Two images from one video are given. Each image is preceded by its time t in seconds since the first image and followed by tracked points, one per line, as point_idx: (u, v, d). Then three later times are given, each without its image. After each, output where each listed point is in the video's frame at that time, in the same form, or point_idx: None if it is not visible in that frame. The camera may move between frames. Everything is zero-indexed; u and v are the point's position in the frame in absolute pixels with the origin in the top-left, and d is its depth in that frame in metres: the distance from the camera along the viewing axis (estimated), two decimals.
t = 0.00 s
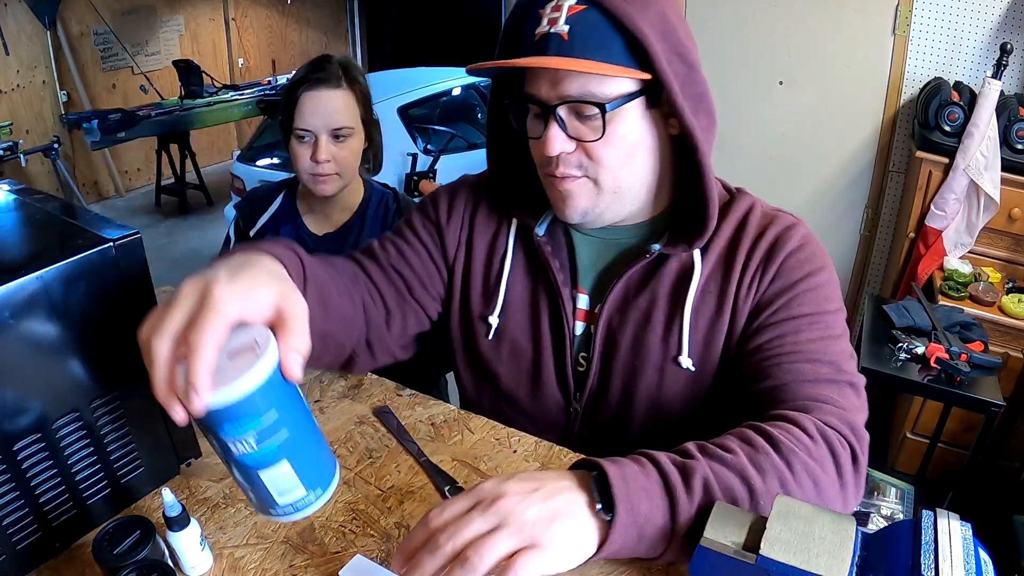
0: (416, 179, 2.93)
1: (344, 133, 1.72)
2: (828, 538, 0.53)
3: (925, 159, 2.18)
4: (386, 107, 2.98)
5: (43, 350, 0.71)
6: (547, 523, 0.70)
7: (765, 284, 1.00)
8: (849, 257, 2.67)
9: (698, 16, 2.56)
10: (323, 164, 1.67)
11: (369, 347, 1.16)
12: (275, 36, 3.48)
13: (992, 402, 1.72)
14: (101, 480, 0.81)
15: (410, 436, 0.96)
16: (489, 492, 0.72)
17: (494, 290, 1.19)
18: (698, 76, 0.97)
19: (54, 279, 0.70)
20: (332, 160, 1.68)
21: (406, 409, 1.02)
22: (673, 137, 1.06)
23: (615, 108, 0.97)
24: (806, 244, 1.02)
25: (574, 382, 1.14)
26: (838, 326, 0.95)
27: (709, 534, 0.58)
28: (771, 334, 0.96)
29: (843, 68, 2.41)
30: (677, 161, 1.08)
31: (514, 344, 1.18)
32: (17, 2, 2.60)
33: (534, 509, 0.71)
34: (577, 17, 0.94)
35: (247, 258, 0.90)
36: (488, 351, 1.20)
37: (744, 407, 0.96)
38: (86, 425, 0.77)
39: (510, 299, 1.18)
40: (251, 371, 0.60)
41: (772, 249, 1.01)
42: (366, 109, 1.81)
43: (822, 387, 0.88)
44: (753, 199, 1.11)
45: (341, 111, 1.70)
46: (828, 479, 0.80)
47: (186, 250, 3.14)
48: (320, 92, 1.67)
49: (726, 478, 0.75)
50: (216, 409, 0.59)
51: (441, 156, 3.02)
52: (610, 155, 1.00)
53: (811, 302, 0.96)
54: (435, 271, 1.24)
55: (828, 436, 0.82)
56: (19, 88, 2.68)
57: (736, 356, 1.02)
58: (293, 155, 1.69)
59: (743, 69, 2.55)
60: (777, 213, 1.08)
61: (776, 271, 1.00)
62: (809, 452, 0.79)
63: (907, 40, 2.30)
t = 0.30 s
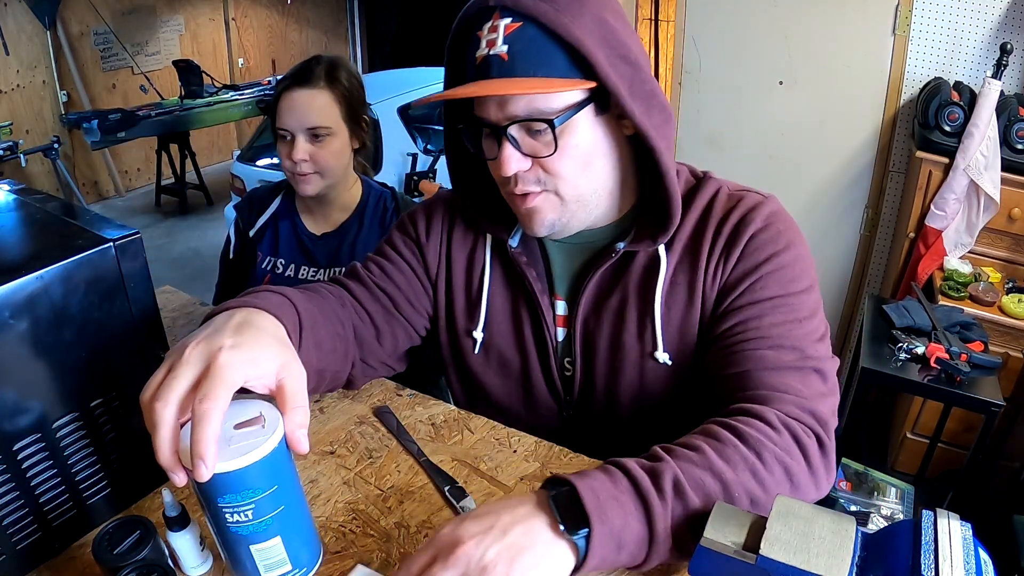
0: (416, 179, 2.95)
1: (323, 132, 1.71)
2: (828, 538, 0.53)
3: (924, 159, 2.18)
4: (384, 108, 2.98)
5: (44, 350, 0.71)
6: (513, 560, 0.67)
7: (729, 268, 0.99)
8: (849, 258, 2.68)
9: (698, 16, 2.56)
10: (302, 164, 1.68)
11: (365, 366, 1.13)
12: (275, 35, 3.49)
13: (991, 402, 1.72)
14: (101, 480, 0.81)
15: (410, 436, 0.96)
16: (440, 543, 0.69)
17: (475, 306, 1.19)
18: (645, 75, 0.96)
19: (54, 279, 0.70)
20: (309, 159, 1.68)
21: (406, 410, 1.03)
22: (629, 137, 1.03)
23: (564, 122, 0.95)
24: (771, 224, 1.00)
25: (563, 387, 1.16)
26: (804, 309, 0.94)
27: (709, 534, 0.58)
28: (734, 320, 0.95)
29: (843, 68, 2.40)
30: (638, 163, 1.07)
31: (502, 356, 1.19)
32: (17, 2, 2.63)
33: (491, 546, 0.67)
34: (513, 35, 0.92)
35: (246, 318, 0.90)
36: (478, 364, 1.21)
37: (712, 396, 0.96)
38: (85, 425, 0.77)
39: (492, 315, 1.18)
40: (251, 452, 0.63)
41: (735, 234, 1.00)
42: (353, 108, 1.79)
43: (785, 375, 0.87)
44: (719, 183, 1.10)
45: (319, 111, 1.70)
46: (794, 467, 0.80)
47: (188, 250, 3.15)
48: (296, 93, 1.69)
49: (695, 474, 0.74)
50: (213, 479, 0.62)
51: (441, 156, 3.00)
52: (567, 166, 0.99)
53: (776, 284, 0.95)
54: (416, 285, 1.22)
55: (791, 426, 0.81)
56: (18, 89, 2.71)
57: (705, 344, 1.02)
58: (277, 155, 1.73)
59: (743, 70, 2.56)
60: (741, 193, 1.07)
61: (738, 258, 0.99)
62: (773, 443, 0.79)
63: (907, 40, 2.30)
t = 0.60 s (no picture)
0: (416, 179, 2.99)
1: (313, 132, 1.70)
2: (828, 537, 0.53)
3: (924, 159, 2.18)
4: (384, 107, 2.97)
5: (44, 349, 0.71)
6: (537, 536, 0.67)
7: (735, 285, 0.98)
8: (849, 258, 2.68)
9: (698, 16, 2.56)
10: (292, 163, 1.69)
11: (368, 366, 1.13)
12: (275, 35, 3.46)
13: (990, 402, 1.72)
14: (101, 480, 0.81)
15: (410, 436, 0.96)
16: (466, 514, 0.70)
17: (473, 311, 1.20)
18: (649, 81, 0.96)
19: (54, 278, 0.70)
20: (300, 159, 1.69)
21: (406, 410, 1.03)
22: (630, 141, 1.03)
23: (569, 129, 0.95)
24: (778, 237, 0.99)
25: (560, 392, 1.16)
26: (814, 323, 0.93)
27: (709, 534, 0.58)
28: (744, 339, 0.94)
29: (842, 68, 2.41)
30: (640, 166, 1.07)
31: (499, 356, 1.19)
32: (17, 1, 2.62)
33: (515, 519, 0.68)
34: (518, 41, 0.91)
35: (257, 334, 0.89)
36: (477, 366, 1.22)
37: (721, 408, 0.96)
38: (85, 425, 0.77)
39: (490, 319, 1.18)
40: (275, 474, 0.62)
41: (741, 249, 0.99)
42: (347, 106, 1.78)
43: (801, 391, 0.86)
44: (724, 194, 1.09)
45: (309, 111, 1.69)
46: (814, 479, 0.79)
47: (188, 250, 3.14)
48: (287, 93, 1.69)
49: (712, 473, 0.74)
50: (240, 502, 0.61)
51: (441, 156, 3.03)
52: (571, 171, 0.99)
53: (785, 301, 0.94)
54: (416, 284, 1.22)
55: (812, 439, 0.81)
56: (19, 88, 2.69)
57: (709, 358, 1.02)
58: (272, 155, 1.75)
59: (743, 69, 2.56)
60: (747, 205, 1.06)
61: (743, 277, 0.98)
62: (792, 451, 0.79)
63: (907, 40, 2.30)
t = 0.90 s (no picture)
0: (417, 179, 2.97)
1: (301, 131, 1.70)
2: (828, 538, 0.53)
3: (924, 159, 2.18)
4: (384, 107, 2.95)
5: (44, 350, 0.71)
6: (486, 515, 0.66)
7: (739, 263, 0.99)
8: (849, 258, 2.68)
9: (697, 16, 2.56)
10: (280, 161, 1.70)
11: (378, 358, 1.18)
12: (275, 34, 3.49)
13: (991, 402, 1.72)
14: (101, 480, 0.81)
15: (410, 437, 0.96)
16: (425, 471, 0.68)
17: (484, 293, 1.19)
18: (679, 73, 0.97)
19: (54, 278, 0.70)
20: (288, 157, 1.69)
21: (406, 410, 1.03)
22: (657, 134, 1.04)
23: (603, 113, 0.96)
24: (781, 223, 1.01)
25: (567, 381, 1.15)
26: (812, 304, 0.93)
27: (709, 534, 0.58)
28: (743, 310, 0.94)
29: (842, 68, 2.40)
30: (663, 158, 1.08)
31: (507, 344, 1.18)
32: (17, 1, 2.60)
33: (473, 494, 0.67)
34: (556, 22, 0.92)
35: (287, 342, 0.92)
36: (483, 352, 1.21)
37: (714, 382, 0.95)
38: (85, 425, 0.77)
39: (499, 305, 1.18)
40: (290, 491, 0.61)
41: (745, 232, 1.01)
42: (339, 104, 1.77)
43: (787, 364, 0.85)
44: (734, 185, 1.10)
45: (297, 110, 1.69)
46: (793, 454, 0.78)
47: (188, 250, 3.14)
48: (277, 92, 1.70)
49: (681, 452, 0.73)
50: (253, 509, 0.61)
51: (441, 156, 3.03)
52: (599, 157, 0.99)
53: (783, 279, 0.95)
54: (434, 275, 1.23)
55: (792, 412, 0.80)
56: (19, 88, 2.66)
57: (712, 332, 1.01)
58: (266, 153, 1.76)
59: (743, 68, 2.56)
60: (755, 195, 1.08)
61: (748, 254, 0.99)
62: (771, 427, 0.77)
63: (907, 40, 2.30)
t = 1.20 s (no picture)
0: (416, 180, 2.94)
1: (294, 129, 1.70)
2: (828, 538, 0.53)
3: (924, 159, 2.18)
4: (384, 107, 2.92)
5: (44, 350, 0.71)
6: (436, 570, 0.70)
7: (724, 276, 0.98)
8: (849, 258, 2.68)
9: (697, 16, 2.56)
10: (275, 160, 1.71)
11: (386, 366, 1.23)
12: (275, 34, 3.50)
13: (990, 402, 1.72)
14: (101, 480, 0.81)
15: (410, 437, 0.96)
16: (389, 515, 0.70)
17: (477, 299, 1.20)
18: (673, 89, 0.96)
19: (54, 279, 0.70)
20: (281, 156, 1.70)
21: (406, 409, 1.03)
22: (649, 149, 1.03)
23: (588, 134, 0.95)
24: (774, 236, 0.99)
25: (558, 389, 1.17)
26: (800, 322, 0.91)
27: (709, 534, 0.58)
28: (725, 324, 0.93)
29: (842, 68, 2.40)
30: (655, 172, 1.07)
31: (499, 351, 1.20)
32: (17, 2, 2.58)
33: (427, 550, 0.70)
34: (543, 38, 0.91)
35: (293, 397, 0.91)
36: (478, 356, 1.22)
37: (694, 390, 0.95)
38: (86, 425, 0.77)
39: (493, 308, 1.19)
40: (285, 493, 0.61)
41: (735, 245, 0.99)
42: (335, 100, 1.77)
43: (766, 386, 0.84)
44: (730, 194, 1.08)
45: (291, 108, 1.69)
46: (761, 488, 0.78)
47: (188, 250, 3.14)
48: (271, 91, 1.71)
49: (642, 499, 0.74)
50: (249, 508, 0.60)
51: (441, 156, 3.04)
52: (587, 175, 0.98)
53: (768, 295, 0.93)
54: (429, 277, 1.24)
55: (764, 445, 0.79)
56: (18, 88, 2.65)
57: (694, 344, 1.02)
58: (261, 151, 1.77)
59: (743, 68, 2.55)
60: (751, 206, 1.06)
61: (734, 267, 0.97)
62: (740, 463, 0.77)
63: (907, 40, 2.30)
